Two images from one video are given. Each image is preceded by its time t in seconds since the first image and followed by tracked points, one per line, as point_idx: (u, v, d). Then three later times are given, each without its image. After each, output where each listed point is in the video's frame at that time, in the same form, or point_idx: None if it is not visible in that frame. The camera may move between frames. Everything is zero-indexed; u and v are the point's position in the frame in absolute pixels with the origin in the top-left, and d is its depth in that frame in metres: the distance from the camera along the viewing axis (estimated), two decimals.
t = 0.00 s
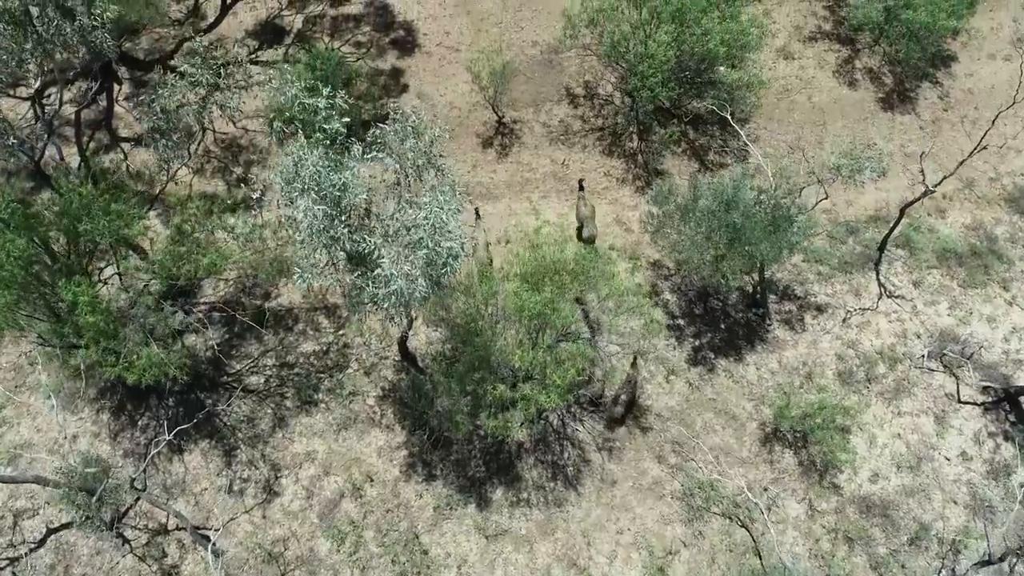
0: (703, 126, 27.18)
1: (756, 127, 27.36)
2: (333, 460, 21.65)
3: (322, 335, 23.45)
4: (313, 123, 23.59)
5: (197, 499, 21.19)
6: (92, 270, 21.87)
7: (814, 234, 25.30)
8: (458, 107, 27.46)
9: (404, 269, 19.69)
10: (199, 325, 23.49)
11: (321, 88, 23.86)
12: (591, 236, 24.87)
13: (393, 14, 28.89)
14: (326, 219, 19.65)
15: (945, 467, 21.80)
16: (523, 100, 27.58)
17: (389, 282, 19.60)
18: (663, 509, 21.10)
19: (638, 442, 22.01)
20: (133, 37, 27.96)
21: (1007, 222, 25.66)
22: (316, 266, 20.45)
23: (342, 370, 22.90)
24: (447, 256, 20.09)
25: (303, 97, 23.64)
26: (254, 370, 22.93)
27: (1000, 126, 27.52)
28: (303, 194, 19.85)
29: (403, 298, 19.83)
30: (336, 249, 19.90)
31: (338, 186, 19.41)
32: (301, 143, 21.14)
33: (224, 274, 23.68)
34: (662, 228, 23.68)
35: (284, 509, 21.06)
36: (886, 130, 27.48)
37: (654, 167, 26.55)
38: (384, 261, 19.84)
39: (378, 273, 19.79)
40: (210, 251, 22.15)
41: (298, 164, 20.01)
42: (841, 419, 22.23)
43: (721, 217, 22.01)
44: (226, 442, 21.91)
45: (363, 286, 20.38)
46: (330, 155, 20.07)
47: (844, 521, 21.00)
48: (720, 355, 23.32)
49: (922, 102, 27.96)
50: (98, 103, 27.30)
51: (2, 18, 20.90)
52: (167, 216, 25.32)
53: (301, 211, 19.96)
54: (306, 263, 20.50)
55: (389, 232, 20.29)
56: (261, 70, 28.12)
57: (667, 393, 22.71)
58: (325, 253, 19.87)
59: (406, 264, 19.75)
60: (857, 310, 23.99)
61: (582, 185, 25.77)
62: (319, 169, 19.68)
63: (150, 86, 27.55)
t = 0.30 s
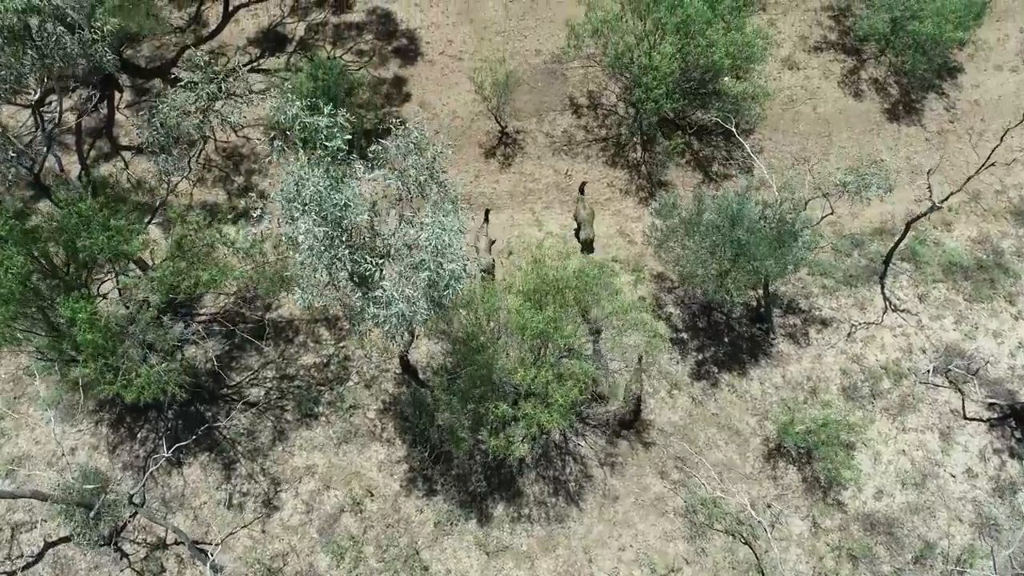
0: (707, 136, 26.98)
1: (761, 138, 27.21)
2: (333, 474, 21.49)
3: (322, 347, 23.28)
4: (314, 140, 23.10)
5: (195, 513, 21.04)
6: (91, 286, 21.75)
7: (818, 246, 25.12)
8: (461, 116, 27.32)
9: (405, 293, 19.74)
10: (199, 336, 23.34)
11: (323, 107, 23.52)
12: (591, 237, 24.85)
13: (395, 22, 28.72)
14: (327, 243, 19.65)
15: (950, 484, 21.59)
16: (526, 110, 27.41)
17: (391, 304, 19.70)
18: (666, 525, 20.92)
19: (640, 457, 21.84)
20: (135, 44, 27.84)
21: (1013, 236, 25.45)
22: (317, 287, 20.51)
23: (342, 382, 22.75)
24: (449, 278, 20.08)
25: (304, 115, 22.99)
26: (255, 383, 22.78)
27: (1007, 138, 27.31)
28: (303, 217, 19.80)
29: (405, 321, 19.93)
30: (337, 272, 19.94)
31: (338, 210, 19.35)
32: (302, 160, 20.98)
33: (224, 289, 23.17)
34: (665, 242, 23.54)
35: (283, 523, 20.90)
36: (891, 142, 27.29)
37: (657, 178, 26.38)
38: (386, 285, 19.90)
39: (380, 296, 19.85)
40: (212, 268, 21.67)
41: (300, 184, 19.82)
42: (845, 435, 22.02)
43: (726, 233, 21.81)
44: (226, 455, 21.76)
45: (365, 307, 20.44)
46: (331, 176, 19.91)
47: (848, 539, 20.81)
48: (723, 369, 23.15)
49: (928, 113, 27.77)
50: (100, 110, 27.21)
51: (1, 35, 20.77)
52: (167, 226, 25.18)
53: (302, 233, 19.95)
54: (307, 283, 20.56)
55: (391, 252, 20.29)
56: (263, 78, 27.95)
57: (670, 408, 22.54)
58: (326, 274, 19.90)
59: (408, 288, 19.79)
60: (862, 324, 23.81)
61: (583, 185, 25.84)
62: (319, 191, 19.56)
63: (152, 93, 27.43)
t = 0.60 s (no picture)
0: (712, 149, 26.74)
1: (766, 150, 26.99)
2: (333, 491, 21.31)
3: (323, 361, 23.08)
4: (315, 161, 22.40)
5: (194, 529, 20.87)
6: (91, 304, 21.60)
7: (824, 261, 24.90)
8: (464, 127, 27.12)
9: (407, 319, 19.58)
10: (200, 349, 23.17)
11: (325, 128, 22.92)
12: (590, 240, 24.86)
13: (399, 31, 28.53)
14: (328, 267, 19.54)
15: (957, 504, 21.34)
16: (530, 121, 27.21)
17: (392, 331, 19.52)
18: (669, 544, 20.69)
19: (643, 475, 21.63)
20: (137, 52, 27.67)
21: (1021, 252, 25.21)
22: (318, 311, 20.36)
23: (343, 397, 22.56)
24: (452, 304, 19.92)
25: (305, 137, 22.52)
26: (255, 397, 22.60)
27: (1015, 152, 27.07)
28: (304, 241, 19.71)
29: (406, 347, 19.76)
30: (338, 297, 19.82)
31: (339, 235, 19.26)
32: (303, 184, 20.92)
33: (222, 308, 22.89)
34: (670, 258, 23.35)
35: (283, 540, 20.73)
36: (898, 155, 27.06)
37: (662, 191, 26.17)
38: (387, 311, 19.75)
39: (381, 322, 19.69)
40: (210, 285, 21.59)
41: (300, 208, 19.78)
42: (851, 454, 21.79)
43: (731, 252, 21.50)
44: (226, 470, 21.59)
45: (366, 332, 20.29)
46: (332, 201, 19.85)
47: (853, 560, 20.57)
48: (728, 386, 22.93)
49: (935, 126, 27.52)
50: (101, 119, 27.04)
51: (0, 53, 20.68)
52: (168, 238, 25.02)
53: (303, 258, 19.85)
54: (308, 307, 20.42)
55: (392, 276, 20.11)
56: (265, 87, 27.78)
57: (673, 425, 22.31)
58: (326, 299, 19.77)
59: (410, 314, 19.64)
60: (868, 341, 23.60)
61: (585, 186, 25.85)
62: (319, 215, 19.49)
63: (154, 103, 27.31)
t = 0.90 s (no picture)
0: (717, 160, 26.51)
1: (771, 162, 26.79)
2: (333, 506, 21.15)
3: (323, 373, 22.89)
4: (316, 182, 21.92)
5: (193, 543, 20.74)
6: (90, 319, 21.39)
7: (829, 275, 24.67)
8: (467, 137, 26.94)
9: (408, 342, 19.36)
10: (199, 360, 22.99)
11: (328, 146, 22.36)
12: (592, 241, 24.92)
13: (402, 39, 28.33)
14: (328, 289, 19.43)
15: (962, 523, 21.15)
16: (534, 131, 27.02)
17: (393, 353, 19.39)
18: (671, 562, 20.53)
19: (646, 491, 21.44)
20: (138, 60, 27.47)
21: None
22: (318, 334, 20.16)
23: (344, 410, 22.38)
24: (454, 327, 19.76)
25: (307, 157, 22.02)
26: (255, 410, 22.43)
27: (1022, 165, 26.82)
28: (305, 263, 19.63)
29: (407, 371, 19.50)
30: (337, 320, 19.64)
31: (340, 256, 19.22)
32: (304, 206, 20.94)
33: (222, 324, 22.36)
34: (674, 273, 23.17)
35: (282, 555, 20.60)
36: (904, 168, 26.83)
37: (666, 203, 25.98)
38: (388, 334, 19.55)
39: (382, 345, 19.49)
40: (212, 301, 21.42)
41: (300, 229, 19.80)
42: (856, 471, 21.57)
43: (737, 272, 21.39)
44: (225, 484, 21.42)
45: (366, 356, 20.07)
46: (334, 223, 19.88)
47: None
48: (732, 401, 22.73)
49: (941, 138, 27.29)
50: (102, 127, 26.80)
51: None
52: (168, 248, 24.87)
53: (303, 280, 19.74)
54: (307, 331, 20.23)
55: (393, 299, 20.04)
56: (267, 95, 27.64)
57: (677, 440, 22.11)
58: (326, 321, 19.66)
59: (411, 337, 19.43)
60: (873, 356, 23.38)
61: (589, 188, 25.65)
62: (320, 236, 19.49)
63: (156, 111, 27.26)
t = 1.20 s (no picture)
0: (722, 172, 26.30)
1: (777, 174, 26.56)
2: (332, 522, 20.96)
3: (323, 388, 22.68)
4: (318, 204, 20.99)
5: (191, 560, 20.56)
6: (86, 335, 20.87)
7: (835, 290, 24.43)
8: (470, 148, 26.74)
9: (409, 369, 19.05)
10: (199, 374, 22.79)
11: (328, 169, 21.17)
12: (596, 241, 24.89)
13: (405, 49, 28.15)
14: (328, 315, 19.19)
15: (969, 545, 20.91)
16: (537, 142, 26.82)
17: (394, 381, 19.13)
18: None
19: (649, 509, 21.23)
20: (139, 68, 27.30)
21: None
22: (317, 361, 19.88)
23: (344, 425, 22.18)
24: (455, 354, 19.46)
25: (306, 180, 20.99)
26: (255, 424, 22.24)
27: None
28: (305, 288, 19.41)
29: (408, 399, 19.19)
30: (337, 347, 19.36)
31: (340, 283, 19.00)
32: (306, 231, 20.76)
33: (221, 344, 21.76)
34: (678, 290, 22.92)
35: (281, 573, 20.42)
36: (911, 181, 26.60)
37: (670, 217, 25.75)
38: (388, 361, 19.26)
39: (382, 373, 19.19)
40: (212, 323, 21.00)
41: (301, 254, 19.57)
42: (862, 491, 21.33)
43: (742, 290, 21.13)
44: (224, 500, 21.24)
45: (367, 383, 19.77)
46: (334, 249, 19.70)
47: None
48: (736, 419, 22.51)
49: (949, 152, 27.05)
50: (104, 136, 26.61)
51: None
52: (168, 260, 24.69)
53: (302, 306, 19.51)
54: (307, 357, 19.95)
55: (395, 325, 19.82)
56: (269, 105, 27.39)
57: (680, 458, 21.88)
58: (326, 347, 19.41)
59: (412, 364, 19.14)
60: (879, 373, 23.16)
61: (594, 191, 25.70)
62: (320, 262, 19.29)
63: (157, 121, 27.10)
